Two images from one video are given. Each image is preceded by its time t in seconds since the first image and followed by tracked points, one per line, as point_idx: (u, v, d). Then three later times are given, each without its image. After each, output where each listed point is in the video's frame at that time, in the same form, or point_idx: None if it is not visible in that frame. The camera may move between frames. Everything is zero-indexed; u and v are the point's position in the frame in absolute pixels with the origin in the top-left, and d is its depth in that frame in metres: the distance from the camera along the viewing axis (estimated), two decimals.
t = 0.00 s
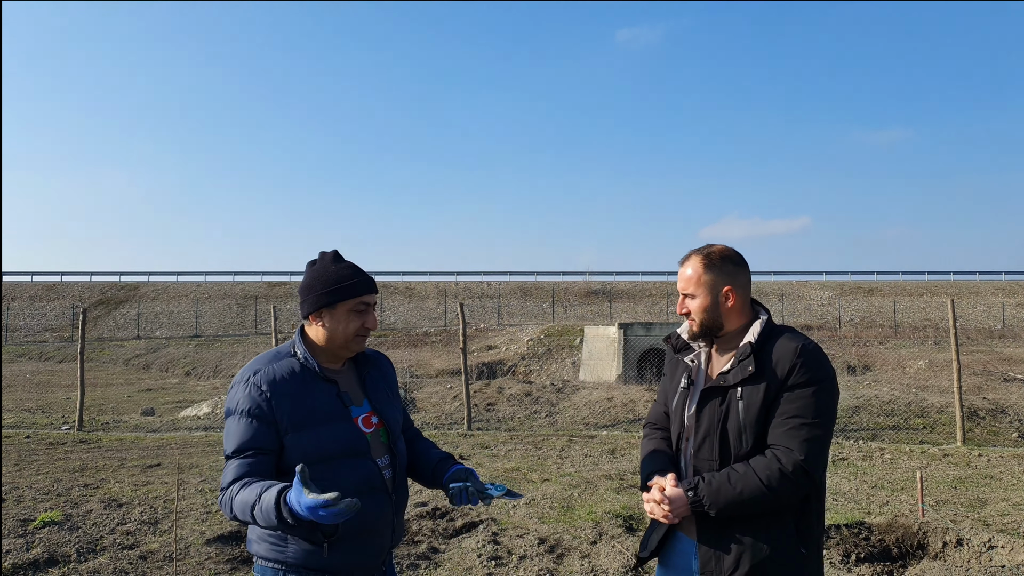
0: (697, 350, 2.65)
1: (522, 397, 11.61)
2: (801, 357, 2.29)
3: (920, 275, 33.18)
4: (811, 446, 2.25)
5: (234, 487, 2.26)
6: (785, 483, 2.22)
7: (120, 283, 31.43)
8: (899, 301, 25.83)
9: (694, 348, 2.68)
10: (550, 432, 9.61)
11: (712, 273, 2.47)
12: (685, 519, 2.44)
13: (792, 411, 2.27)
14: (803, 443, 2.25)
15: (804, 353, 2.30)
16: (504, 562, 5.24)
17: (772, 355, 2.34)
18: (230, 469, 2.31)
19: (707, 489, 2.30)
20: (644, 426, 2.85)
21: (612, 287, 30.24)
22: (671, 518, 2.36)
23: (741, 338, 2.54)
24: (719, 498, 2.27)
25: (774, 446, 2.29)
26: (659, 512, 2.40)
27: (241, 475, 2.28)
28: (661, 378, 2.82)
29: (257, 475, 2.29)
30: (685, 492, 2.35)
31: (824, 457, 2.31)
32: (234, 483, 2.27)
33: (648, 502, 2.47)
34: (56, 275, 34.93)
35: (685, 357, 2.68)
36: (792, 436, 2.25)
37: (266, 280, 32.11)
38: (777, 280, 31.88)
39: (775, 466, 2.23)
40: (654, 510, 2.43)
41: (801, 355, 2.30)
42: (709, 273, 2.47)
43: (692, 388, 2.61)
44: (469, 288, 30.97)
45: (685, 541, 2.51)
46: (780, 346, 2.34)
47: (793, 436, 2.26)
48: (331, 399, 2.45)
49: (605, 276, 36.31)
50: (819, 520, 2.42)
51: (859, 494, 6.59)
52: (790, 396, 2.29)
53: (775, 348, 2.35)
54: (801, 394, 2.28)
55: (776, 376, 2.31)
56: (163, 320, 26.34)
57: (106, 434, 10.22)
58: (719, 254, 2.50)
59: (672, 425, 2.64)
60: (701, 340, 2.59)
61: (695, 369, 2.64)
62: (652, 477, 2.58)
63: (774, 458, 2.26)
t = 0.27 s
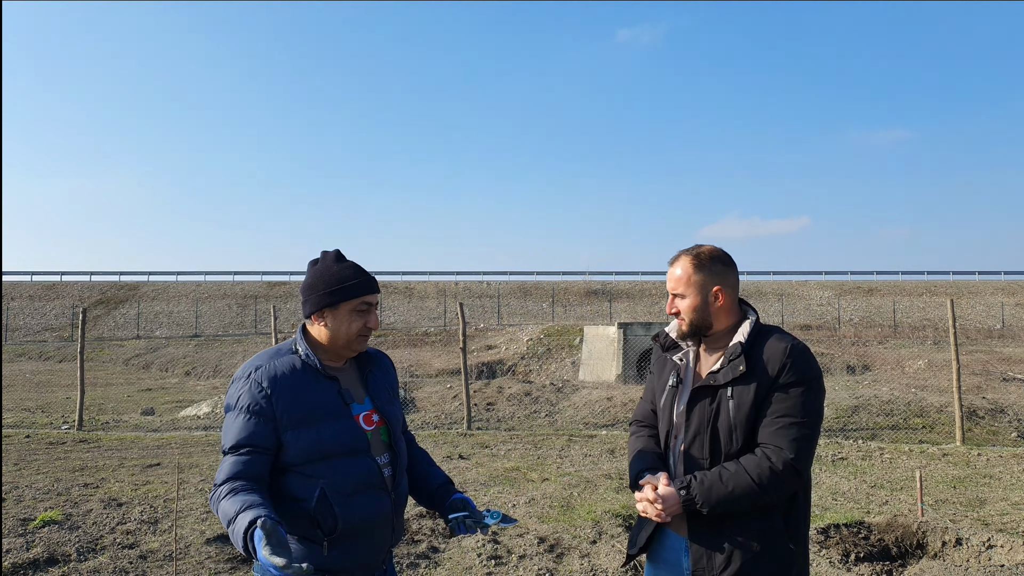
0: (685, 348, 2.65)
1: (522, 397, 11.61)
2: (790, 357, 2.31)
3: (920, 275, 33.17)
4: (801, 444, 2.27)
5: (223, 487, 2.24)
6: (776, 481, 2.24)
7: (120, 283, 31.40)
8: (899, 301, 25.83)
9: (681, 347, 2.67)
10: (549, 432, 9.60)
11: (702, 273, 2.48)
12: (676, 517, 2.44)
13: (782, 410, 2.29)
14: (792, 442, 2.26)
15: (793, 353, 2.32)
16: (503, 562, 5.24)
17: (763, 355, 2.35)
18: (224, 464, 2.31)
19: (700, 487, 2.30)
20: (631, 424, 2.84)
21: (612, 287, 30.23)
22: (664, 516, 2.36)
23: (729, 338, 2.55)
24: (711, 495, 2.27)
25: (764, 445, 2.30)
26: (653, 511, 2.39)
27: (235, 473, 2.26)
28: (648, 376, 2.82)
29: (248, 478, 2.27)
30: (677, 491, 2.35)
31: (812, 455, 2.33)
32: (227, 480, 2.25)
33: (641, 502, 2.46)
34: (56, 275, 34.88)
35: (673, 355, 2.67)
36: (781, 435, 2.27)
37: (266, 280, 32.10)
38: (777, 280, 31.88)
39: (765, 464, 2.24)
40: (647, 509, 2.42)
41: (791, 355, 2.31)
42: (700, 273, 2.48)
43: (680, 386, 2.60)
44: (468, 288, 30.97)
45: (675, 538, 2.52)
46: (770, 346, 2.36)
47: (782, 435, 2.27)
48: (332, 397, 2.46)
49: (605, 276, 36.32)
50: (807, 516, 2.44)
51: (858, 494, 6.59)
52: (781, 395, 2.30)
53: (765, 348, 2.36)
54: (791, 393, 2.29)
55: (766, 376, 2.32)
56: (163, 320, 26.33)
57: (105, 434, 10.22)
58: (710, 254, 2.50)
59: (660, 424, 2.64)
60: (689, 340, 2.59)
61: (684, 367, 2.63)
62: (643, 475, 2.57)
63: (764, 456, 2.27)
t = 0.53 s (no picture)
0: (678, 348, 2.65)
1: (521, 397, 11.60)
2: (785, 355, 2.31)
3: (920, 275, 33.13)
4: (797, 441, 2.27)
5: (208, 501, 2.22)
6: (773, 478, 2.24)
7: (119, 283, 31.38)
8: (899, 301, 25.81)
9: (675, 347, 2.67)
10: (549, 432, 9.60)
11: (698, 274, 2.48)
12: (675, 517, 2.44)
13: (778, 408, 2.29)
14: (789, 439, 2.26)
15: (788, 351, 2.32)
16: (503, 561, 5.24)
17: (759, 353, 2.35)
18: (213, 461, 2.30)
19: (699, 486, 2.29)
20: (624, 424, 2.84)
21: (612, 287, 30.22)
22: (664, 516, 2.35)
23: (724, 338, 2.55)
24: (711, 494, 2.26)
25: (761, 442, 2.30)
26: (653, 511, 2.38)
27: (227, 479, 2.26)
28: (642, 375, 2.81)
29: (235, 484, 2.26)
30: (677, 490, 2.34)
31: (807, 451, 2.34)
32: (209, 484, 2.25)
33: (641, 502, 2.44)
34: (56, 276, 34.89)
35: (667, 355, 2.67)
36: (778, 433, 2.27)
37: (265, 280, 32.09)
38: (777, 279, 31.86)
39: (763, 462, 2.25)
40: (646, 509, 2.41)
41: (786, 353, 2.31)
42: (696, 273, 2.48)
43: (675, 386, 2.60)
44: (468, 288, 30.95)
45: (672, 537, 2.51)
46: (765, 344, 2.36)
47: (778, 433, 2.27)
48: (331, 398, 2.46)
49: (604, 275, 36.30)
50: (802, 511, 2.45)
51: (858, 493, 6.59)
52: (777, 393, 2.30)
53: (760, 347, 2.36)
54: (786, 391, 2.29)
55: (762, 374, 2.32)
56: (162, 320, 26.32)
57: (105, 434, 10.21)
58: (704, 254, 2.50)
59: (655, 423, 2.64)
60: (683, 339, 2.59)
61: (678, 366, 2.63)
62: (637, 473, 2.56)
63: (762, 454, 2.27)
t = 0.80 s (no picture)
0: (677, 349, 2.65)
1: (521, 396, 11.60)
2: (786, 355, 2.32)
3: (920, 275, 33.08)
4: (800, 440, 2.28)
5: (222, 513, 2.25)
6: (777, 477, 2.24)
7: (119, 283, 31.35)
8: (898, 301, 25.80)
9: (674, 346, 2.67)
10: (549, 432, 9.60)
11: (700, 276, 2.48)
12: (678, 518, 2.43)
13: (782, 408, 2.29)
14: (792, 437, 2.27)
15: (789, 350, 2.33)
16: (503, 561, 5.25)
17: (762, 352, 2.35)
18: (224, 470, 2.32)
19: (704, 486, 2.28)
20: (621, 423, 2.83)
21: (611, 287, 30.20)
22: (670, 517, 2.33)
23: (724, 338, 2.56)
24: (716, 494, 2.26)
25: (764, 441, 2.30)
26: (659, 511, 2.36)
27: (235, 486, 2.27)
28: (639, 375, 2.81)
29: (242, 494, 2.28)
30: (682, 491, 2.33)
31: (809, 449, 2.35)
32: (222, 493, 2.28)
33: (645, 502, 2.42)
34: (55, 276, 34.84)
35: (665, 355, 2.67)
36: (781, 432, 2.27)
37: (265, 279, 32.07)
38: (776, 279, 31.85)
39: (767, 461, 2.24)
40: (651, 510, 2.39)
41: (787, 352, 2.33)
42: (698, 275, 2.47)
43: (674, 385, 2.60)
44: (468, 288, 30.93)
45: (673, 537, 2.51)
46: (767, 344, 2.36)
47: (782, 432, 2.28)
48: (334, 400, 2.46)
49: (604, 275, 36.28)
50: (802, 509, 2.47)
51: (858, 493, 6.59)
52: (780, 392, 2.30)
53: (762, 346, 2.37)
54: (789, 390, 2.30)
55: (765, 373, 2.32)
56: (161, 320, 26.31)
57: (104, 434, 10.20)
58: (705, 256, 2.50)
59: (655, 423, 2.64)
60: (683, 341, 2.60)
61: (676, 366, 2.63)
62: (640, 474, 2.55)
63: (765, 453, 2.27)
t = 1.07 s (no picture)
0: (680, 348, 2.64)
1: (521, 397, 11.59)
2: (791, 356, 2.32)
3: (920, 275, 33.08)
4: (804, 441, 2.28)
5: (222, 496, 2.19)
6: (782, 479, 2.24)
7: (118, 283, 31.34)
8: (898, 301, 25.80)
9: (676, 346, 2.66)
10: (548, 432, 9.59)
11: (705, 276, 2.47)
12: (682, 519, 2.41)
13: (787, 409, 2.29)
14: (797, 439, 2.27)
15: (794, 353, 2.33)
16: (503, 561, 5.24)
17: (767, 354, 2.35)
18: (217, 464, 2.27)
19: (710, 487, 2.27)
20: (621, 423, 2.82)
21: (611, 287, 30.20)
22: (675, 518, 2.32)
23: (728, 339, 2.55)
24: (722, 495, 2.25)
25: (768, 442, 2.30)
26: (664, 513, 2.34)
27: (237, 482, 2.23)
28: (640, 374, 2.80)
29: (243, 480, 2.23)
30: (687, 492, 2.32)
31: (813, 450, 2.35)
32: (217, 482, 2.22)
33: (649, 504, 2.41)
34: (54, 275, 34.82)
35: (668, 355, 2.65)
36: (786, 433, 2.27)
37: (264, 279, 32.07)
38: (776, 280, 31.85)
39: (772, 462, 2.24)
40: (656, 512, 2.37)
41: (792, 354, 2.32)
42: (703, 275, 2.47)
43: (677, 386, 2.59)
44: (467, 288, 30.93)
45: (676, 538, 2.50)
46: (772, 346, 2.36)
47: (787, 433, 2.27)
48: (334, 400, 2.45)
49: (604, 276, 36.28)
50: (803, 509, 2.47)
51: (858, 494, 6.58)
52: (785, 394, 2.30)
53: (768, 348, 2.36)
54: (794, 390, 2.30)
55: (769, 375, 2.32)
56: (161, 319, 26.29)
57: (103, 433, 10.20)
58: (712, 256, 2.49)
59: (657, 423, 2.62)
60: (687, 341, 2.58)
61: (678, 366, 2.62)
62: (644, 475, 2.53)
63: (770, 454, 2.27)
